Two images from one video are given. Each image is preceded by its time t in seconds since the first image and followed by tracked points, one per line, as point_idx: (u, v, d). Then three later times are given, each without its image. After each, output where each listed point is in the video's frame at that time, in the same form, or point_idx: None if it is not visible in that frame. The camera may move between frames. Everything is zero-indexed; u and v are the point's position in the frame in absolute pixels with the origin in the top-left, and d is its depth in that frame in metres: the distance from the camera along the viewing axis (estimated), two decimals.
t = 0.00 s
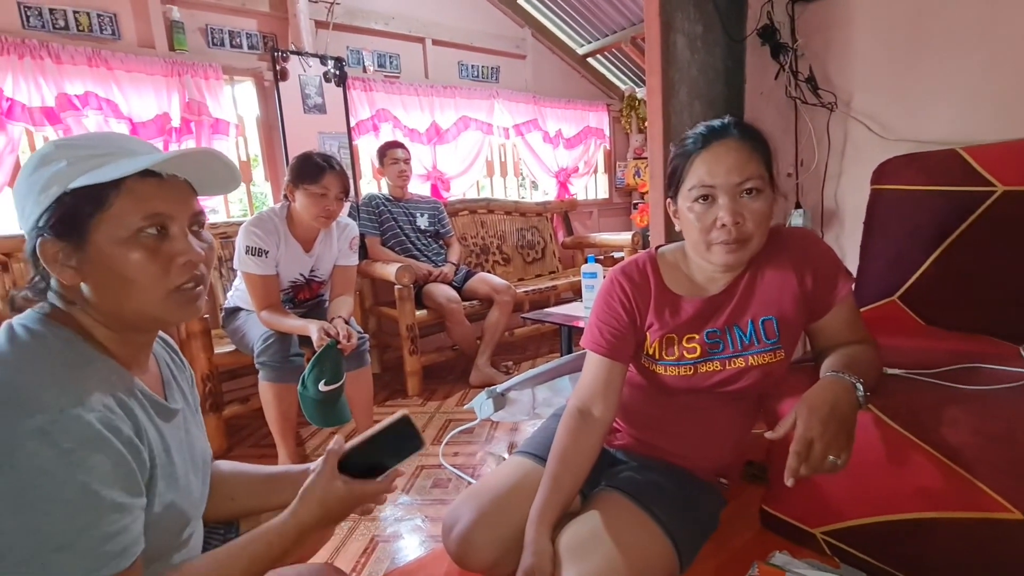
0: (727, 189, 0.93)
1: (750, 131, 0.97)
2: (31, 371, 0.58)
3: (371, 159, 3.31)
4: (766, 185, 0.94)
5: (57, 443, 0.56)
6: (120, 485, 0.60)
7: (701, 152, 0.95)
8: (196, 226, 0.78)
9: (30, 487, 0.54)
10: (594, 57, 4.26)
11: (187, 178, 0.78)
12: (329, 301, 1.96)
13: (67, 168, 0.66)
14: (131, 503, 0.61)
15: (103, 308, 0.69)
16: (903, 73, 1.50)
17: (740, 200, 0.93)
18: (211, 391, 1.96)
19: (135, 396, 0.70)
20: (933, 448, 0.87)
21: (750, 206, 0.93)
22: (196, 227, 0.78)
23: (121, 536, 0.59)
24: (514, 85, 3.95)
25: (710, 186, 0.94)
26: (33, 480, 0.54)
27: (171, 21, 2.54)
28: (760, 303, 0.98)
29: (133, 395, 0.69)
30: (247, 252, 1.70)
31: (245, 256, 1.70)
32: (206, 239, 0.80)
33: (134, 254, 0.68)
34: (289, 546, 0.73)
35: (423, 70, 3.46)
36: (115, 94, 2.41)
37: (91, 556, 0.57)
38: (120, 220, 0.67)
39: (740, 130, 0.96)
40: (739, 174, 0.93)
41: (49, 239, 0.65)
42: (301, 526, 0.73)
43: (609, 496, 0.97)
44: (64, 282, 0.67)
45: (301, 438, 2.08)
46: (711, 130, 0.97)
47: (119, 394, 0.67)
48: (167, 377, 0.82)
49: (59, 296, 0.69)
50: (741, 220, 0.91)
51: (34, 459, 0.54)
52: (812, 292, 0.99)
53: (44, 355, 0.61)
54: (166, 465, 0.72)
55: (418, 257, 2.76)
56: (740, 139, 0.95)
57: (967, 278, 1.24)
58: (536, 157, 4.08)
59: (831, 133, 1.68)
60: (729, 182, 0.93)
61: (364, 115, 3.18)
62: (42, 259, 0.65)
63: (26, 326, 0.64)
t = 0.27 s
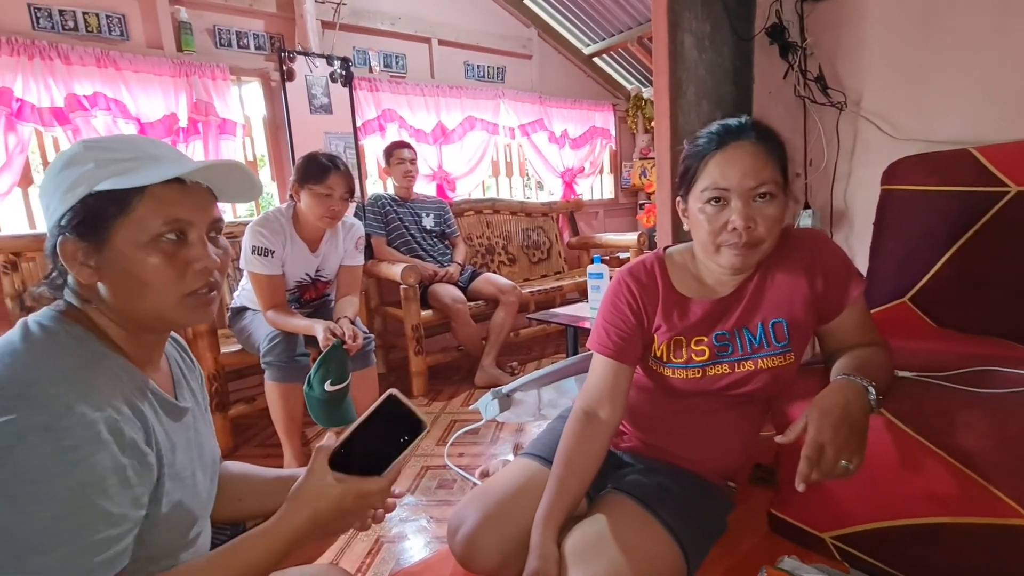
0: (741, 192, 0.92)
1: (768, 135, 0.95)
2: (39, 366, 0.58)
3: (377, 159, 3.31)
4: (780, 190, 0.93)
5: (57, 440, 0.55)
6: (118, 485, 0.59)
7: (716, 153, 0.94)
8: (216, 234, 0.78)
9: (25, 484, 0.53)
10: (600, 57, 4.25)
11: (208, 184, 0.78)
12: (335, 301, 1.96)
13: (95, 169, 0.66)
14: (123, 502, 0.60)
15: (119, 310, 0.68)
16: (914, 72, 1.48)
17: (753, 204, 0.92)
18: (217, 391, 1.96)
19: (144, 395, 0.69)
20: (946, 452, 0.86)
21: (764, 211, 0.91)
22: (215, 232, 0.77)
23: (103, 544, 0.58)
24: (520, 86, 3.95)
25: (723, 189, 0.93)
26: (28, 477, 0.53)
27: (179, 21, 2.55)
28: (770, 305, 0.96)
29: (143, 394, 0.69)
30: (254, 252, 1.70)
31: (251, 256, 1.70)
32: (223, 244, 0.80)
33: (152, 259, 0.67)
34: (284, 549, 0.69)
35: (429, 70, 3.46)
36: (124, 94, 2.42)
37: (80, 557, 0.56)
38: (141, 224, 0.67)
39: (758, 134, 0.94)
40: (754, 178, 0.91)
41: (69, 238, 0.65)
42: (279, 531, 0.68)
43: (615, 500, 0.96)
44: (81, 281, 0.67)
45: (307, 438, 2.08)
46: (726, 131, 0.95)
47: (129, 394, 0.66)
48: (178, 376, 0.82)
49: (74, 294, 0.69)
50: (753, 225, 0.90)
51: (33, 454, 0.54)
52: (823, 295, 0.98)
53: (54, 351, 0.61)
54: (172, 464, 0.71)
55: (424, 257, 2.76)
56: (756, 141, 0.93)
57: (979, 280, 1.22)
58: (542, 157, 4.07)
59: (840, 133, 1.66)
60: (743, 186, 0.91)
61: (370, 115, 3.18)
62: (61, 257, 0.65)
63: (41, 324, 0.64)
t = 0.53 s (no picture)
0: (758, 197, 0.90)
1: (784, 136, 0.93)
2: (34, 358, 0.57)
3: (382, 157, 3.30)
4: (795, 193, 0.91)
5: (31, 434, 0.54)
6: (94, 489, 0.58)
7: (730, 154, 0.92)
8: (225, 231, 0.77)
9: None
10: (605, 55, 4.23)
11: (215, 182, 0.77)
12: (339, 299, 1.95)
13: (103, 168, 0.66)
14: (103, 501, 0.59)
15: (126, 308, 0.68)
16: (924, 69, 1.46)
17: (770, 209, 0.90)
18: (221, 389, 1.96)
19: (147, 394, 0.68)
20: (957, 455, 0.85)
21: (779, 215, 0.90)
22: (222, 233, 0.76)
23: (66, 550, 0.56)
24: (525, 84, 3.93)
25: (740, 194, 0.90)
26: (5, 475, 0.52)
27: (184, 19, 2.54)
28: (779, 304, 0.95)
29: (147, 393, 0.68)
30: (258, 250, 1.70)
31: (255, 255, 1.70)
32: (229, 243, 0.79)
33: (159, 257, 0.67)
34: None
35: (433, 68, 3.45)
36: (129, 93, 2.42)
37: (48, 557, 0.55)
38: (149, 222, 0.67)
39: (774, 135, 0.92)
40: (771, 182, 0.89)
41: (77, 235, 0.64)
42: None
43: (620, 501, 0.95)
44: (88, 279, 0.66)
45: (311, 436, 2.08)
46: (740, 131, 0.93)
47: (131, 394, 0.65)
48: (183, 374, 0.82)
49: (82, 291, 0.68)
50: (768, 229, 0.89)
51: (19, 453, 0.53)
52: (832, 294, 0.97)
53: (56, 345, 0.60)
54: (169, 463, 0.71)
55: (428, 256, 2.75)
56: (771, 142, 0.91)
57: (989, 280, 1.21)
58: (547, 156, 4.06)
59: (848, 131, 1.64)
60: (760, 189, 0.89)
61: (375, 113, 3.17)
62: (68, 255, 0.65)
63: (46, 318, 0.63)
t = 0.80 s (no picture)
0: (767, 195, 0.89)
1: (793, 134, 0.92)
2: (24, 355, 0.57)
3: (385, 154, 3.30)
4: (804, 192, 0.90)
5: (9, 432, 0.53)
6: (74, 491, 0.57)
7: (741, 152, 0.90)
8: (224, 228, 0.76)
9: None
10: (609, 51, 4.21)
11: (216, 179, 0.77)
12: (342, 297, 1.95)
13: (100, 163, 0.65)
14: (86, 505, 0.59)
15: (123, 306, 0.67)
16: (933, 65, 1.45)
17: (779, 207, 0.89)
18: (225, 386, 1.96)
19: (142, 392, 0.68)
20: (965, 455, 0.84)
21: (789, 214, 0.89)
22: (222, 230, 0.76)
23: (47, 550, 0.56)
24: (528, 81, 3.92)
25: (749, 192, 0.89)
26: None
27: (187, 16, 2.54)
28: (787, 303, 0.94)
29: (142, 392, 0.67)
30: (260, 248, 1.70)
31: (258, 252, 1.70)
32: (229, 241, 0.78)
33: (155, 255, 0.66)
34: None
35: (436, 65, 3.44)
36: (133, 90, 2.41)
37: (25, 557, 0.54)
38: (146, 219, 0.66)
39: (784, 132, 0.91)
40: (781, 180, 0.88)
41: (72, 232, 0.64)
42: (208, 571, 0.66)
43: (624, 500, 0.94)
44: (84, 276, 0.66)
45: (314, 433, 2.08)
46: (749, 129, 0.92)
47: (124, 394, 0.64)
48: (184, 371, 0.81)
49: (79, 289, 0.68)
50: (778, 228, 0.88)
51: None
52: (839, 293, 0.96)
53: (48, 346, 0.60)
54: (162, 463, 0.70)
55: (431, 254, 2.75)
56: (780, 141, 0.90)
57: (998, 279, 1.20)
58: (550, 153, 4.05)
59: (855, 128, 1.63)
60: (769, 187, 0.88)
61: (378, 111, 3.17)
62: (63, 251, 0.64)
63: (42, 316, 0.63)
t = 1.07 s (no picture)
0: (773, 194, 0.88)
1: (799, 133, 0.92)
2: (24, 351, 0.58)
3: (387, 152, 3.29)
4: (810, 191, 0.90)
5: (9, 427, 0.54)
6: (75, 485, 0.57)
7: (748, 151, 0.90)
8: (225, 225, 0.76)
9: None
10: (613, 48, 4.20)
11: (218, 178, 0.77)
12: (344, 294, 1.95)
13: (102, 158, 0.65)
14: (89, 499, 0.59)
15: (125, 303, 0.68)
16: (938, 63, 1.44)
17: (785, 207, 0.89)
18: (228, 382, 1.97)
19: (143, 388, 0.68)
20: (967, 454, 0.83)
21: (794, 212, 0.89)
22: (223, 227, 0.75)
23: (48, 545, 0.56)
24: (531, 78, 3.91)
25: (754, 190, 0.89)
26: None
27: (191, 13, 2.54)
28: (790, 303, 0.94)
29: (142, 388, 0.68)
30: (263, 245, 1.70)
31: (261, 249, 1.70)
32: (230, 239, 0.78)
33: (154, 252, 0.66)
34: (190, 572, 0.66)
35: (439, 62, 3.43)
36: (137, 87, 2.42)
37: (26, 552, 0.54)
38: (144, 214, 0.66)
39: (790, 131, 0.91)
40: (787, 179, 0.88)
41: (73, 227, 0.64)
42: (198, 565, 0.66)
43: (626, 498, 0.94)
44: (85, 271, 0.66)
45: (317, 430, 2.08)
46: (754, 128, 0.91)
47: (126, 389, 0.64)
48: (187, 368, 0.82)
49: (82, 285, 0.68)
50: (783, 228, 0.88)
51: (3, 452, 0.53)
52: (844, 293, 0.95)
53: (50, 342, 0.60)
54: (164, 457, 0.70)
55: (434, 251, 2.75)
56: (785, 139, 0.90)
57: (1003, 277, 1.19)
58: (553, 150, 4.04)
59: (860, 126, 1.62)
60: (774, 186, 0.88)
61: (381, 108, 3.16)
62: (65, 246, 0.65)
63: (45, 310, 0.63)
